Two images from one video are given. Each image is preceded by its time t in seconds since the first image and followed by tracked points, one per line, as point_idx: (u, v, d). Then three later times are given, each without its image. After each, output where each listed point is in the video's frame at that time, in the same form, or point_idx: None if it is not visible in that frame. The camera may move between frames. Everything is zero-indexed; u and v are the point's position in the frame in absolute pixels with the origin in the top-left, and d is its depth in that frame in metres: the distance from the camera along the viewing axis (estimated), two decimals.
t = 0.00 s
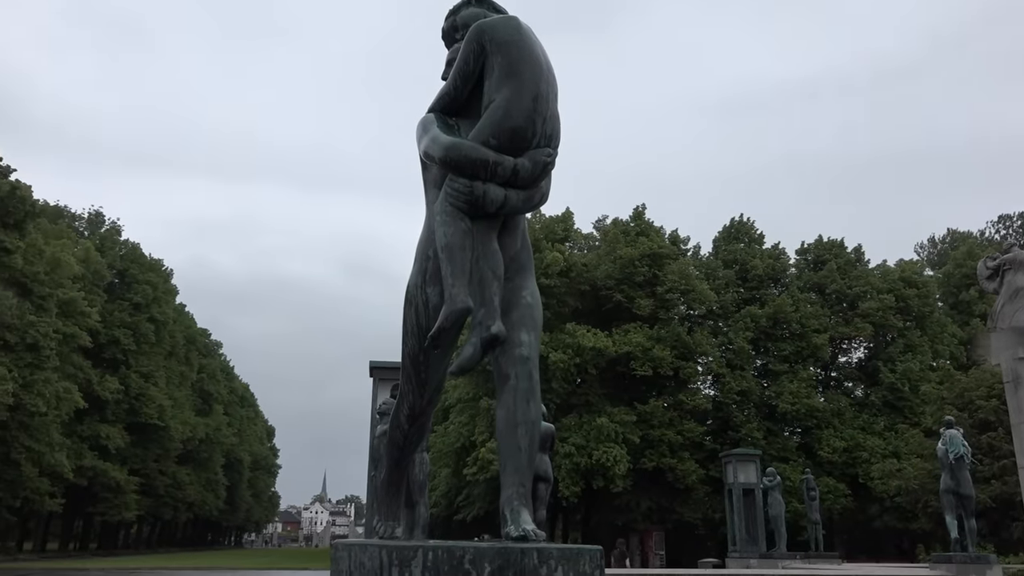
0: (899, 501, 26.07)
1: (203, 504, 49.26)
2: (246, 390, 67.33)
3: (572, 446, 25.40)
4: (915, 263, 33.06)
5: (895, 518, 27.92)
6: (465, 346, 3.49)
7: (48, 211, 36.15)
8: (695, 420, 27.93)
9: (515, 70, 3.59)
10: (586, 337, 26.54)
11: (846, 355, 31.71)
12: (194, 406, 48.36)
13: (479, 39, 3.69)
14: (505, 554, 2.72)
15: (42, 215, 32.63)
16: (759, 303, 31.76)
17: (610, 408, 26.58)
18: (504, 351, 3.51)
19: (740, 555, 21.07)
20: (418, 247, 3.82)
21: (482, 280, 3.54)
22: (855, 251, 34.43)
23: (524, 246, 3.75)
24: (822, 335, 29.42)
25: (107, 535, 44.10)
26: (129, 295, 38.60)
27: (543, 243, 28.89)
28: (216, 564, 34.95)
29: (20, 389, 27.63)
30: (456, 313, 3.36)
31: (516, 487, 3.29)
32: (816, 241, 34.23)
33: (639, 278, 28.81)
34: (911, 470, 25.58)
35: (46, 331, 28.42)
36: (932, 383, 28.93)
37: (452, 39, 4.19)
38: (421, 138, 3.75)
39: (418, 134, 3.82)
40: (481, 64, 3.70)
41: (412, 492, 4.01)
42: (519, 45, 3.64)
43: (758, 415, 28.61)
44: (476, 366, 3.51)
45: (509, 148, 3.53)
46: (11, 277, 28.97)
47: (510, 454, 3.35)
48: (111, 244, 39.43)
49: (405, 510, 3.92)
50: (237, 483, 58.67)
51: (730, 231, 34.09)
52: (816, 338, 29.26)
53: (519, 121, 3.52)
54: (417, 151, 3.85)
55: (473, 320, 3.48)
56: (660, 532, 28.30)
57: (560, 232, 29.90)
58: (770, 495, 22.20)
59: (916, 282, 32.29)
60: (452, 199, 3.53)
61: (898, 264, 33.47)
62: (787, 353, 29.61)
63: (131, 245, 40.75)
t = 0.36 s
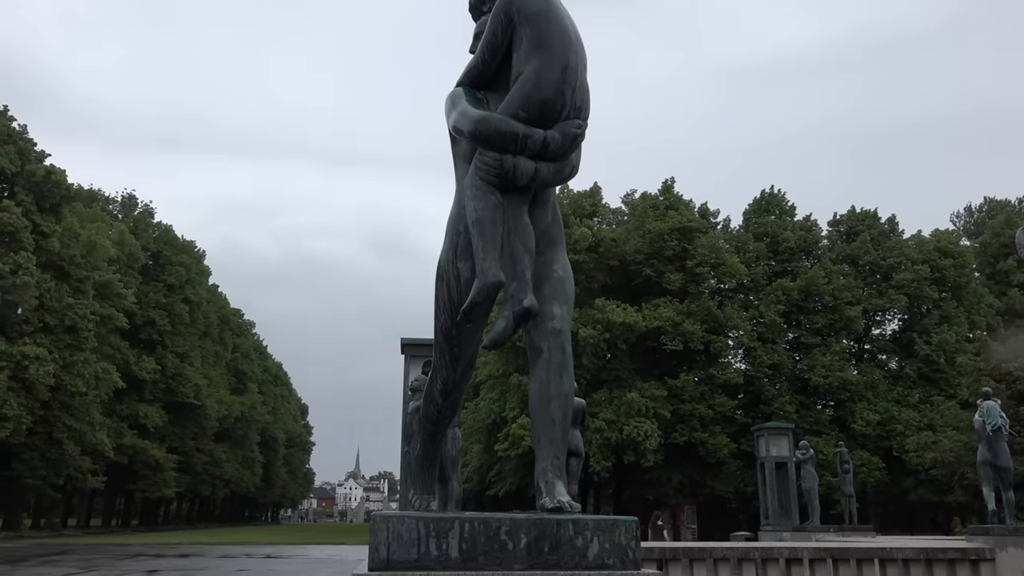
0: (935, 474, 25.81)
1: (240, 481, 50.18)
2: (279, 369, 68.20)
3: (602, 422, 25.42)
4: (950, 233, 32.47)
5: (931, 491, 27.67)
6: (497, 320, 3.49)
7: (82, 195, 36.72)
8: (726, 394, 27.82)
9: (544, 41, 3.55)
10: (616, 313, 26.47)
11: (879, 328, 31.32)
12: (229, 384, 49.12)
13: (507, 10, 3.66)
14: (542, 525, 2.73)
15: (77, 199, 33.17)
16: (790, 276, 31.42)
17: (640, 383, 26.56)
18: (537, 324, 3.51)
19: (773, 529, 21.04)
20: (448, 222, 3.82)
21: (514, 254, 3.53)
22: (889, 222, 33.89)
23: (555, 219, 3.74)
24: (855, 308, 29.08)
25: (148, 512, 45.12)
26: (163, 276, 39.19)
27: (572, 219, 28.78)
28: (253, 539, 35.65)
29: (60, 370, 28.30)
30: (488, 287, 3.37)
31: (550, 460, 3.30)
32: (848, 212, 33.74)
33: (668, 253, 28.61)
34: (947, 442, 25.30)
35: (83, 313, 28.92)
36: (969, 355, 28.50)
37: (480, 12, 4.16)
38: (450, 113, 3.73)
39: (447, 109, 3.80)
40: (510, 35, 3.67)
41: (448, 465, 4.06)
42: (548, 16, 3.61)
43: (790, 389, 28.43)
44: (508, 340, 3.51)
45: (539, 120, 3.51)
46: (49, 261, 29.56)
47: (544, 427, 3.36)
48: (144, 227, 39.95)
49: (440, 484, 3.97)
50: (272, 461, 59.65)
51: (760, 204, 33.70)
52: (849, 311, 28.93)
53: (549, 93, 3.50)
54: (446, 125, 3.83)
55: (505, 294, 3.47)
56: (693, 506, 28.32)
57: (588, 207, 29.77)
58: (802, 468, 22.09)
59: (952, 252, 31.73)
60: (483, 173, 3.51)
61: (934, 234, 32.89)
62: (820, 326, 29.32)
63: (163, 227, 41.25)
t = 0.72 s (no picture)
0: (969, 452, 25.51)
1: (274, 466, 50.89)
2: (309, 356, 68.90)
3: (631, 404, 25.41)
4: (984, 207, 31.91)
5: (966, 469, 27.34)
6: (528, 302, 3.49)
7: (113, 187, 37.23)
8: (756, 375, 27.66)
9: (570, 21, 3.54)
10: (643, 295, 26.37)
11: (911, 306, 30.92)
12: (260, 372, 49.73)
13: None
14: (576, 504, 2.74)
15: (107, 191, 33.63)
16: (820, 255, 31.08)
17: (669, 365, 26.48)
18: (567, 305, 3.51)
19: (805, 509, 20.93)
20: (477, 205, 3.82)
21: (543, 236, 3.52)
22: (920, 198, 33.36)
23: (584, 201, 3.72)
24: (886, 286, 28.72)
25: (185, 498, 45.94)
26: (193, 266, 39.68)
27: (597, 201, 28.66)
28: (287, 523, 36.16)
29: (97, 360, 28.85)
30: (518, 269, 3.37)
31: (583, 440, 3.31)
32: (879, 189, 33.26)
33: (695, 234, 28.39)
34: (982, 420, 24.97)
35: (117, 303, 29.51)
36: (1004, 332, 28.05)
37: None
38: (477, 95, 3.72)
39: (474, 91, 3.79)
40: (536, 16, 3.65)
41: (479, 447, 4.09)
42: None
43: (820, 368, 28.20)
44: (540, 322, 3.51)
45: (567, 100, 3.49)
46: (82, 253, 30.07)
47: (576, 409, 3.36)
48: (174, 218, 40.42)
49: (471, 466, 3.99)
50: (304, 446, 60.40)
51: (788, 182, 33.33)
52: (880, 289, 28.58)
53: (577, 73, 3.48)
54: (474, 107, 3.83)
55: (535, 276, 3.47)
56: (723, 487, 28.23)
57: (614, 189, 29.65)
58: (835, 448, 21.94)
59: (985, 228, 31.20)
60: (511, 155, 3.50)
61: (966, 209, 32.33)
62: (850, 305, 29.00)
63: (192, 217, 41.69)
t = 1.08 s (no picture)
0: (1002, 429, 25.20)
1: (304, 450, 51.48)
2: (336, 341, 69.44)
3: (658, 385, 25.37)
4: (1016, 181, 31.32)
5: (998, 447, 27.05)
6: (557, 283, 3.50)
7: (140, 177, 37.65)
8: (784, 354, 27.47)
9: None
10: (669, 275, 26.23)
11: (942, 282, 30.51)
12: (289, 357, 50.25)
13: None
14: (609, 483, 2.76)
15: (135, 181, 34.03)
16: (848, 232, 30.69)
17: (696, 345, 26.35)
18: (596, 285, 3.51)
19: (834, 488, 20.80)
20: (504, 186, 3.82)
21: (571, 215, 3.52)
22: (950, 172, 32.82)
23: (611, 180, 3.70)
24: (916, 263, 28.34)
25: (217, 482, 46.63)
26: (221, 254, 40.10)
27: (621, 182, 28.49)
28: (318, 506, 36.64)
29: (129, 347, 29.33)
30: (547, 249, 3.37)
31: (614, 419, 3.32)
32: (908, 164, 32.75)
33: (721, 213, 28.13)
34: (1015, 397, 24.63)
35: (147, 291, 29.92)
36: None
37: None
38: (502, 75, 3.70)
39: (499, 72, 3.77)
40: None
41: (509, 428, 4.12)
42: None
43: (849, 347, 27.96)
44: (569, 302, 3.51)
45: (593, 80, 3.47)
46: (112, 242, 30.53)
47: (607, 387, 3.37)
48: (201, 206, 40.80)
49: (503, 445, 4.04)
50: (334, 430, 61.01)
51: (815, 159, 32.92)
52: (910, 266, 28.21)
53: (602, 51, 3.46)
54: (499, 88, 3.82)
55: (564, 256, 3.47)
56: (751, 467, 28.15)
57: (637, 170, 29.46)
58: (865, 426, 21.75)
59: (1017, 202, 30.64)
60: (538, 136, 3.49)
61: (998, 183, 31.75)
62: (880, 283, 28.66)
63: (218, 205, 42.07)
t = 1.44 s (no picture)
0: None
1: (330, 428, 52.07)
2: (360, 319, 69.95)
3: (682, 359, 25.33)
4: None
5: None
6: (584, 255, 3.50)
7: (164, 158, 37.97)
8: (809, 328, 27.28)
9: None
10: (692, 250, 26.08)
11: (971, 254, 30.09)
12: (314, 336, 50.70)
13: None
14: (638, 454, 2.77)
15: (159, 162, 34.34)
16: (875, 204, 30.28)
17: (720, 320, 26.22)
18: (623, 258, 3.50)
19: (861, 461, 20.70)
20: (530, 160, 3.80)
21: (597, 187, 3.51)
22: (980, 142, 32.23)
23: (637, 152, 3.68)
24: (944, 234, 27.96)
25: (246, 458, 47.32)
26: (245, 234, 40.42)
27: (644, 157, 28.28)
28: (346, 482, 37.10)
29: (158, 327, 29.75)
30: (574, 223, 3.36)
31: (643, 391, 3.32)
32: (936, 134, 32.20)
33: (745, 186, 27.82)
34: None
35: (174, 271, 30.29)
36: None
37: None
38: (527, 48, 3.68)
39: (524, 45, 3.74)
40: None
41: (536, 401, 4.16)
42: None
43: (876, 321, 27.71)
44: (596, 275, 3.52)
45: (618, 50, 3.45)
46: (138, 223, 30.88)
47: (635, 359, 3.37)
48: (225, 186, 41.08)
49: (531, 419, 4.07)
50: (360, 408, 61.64)
51: (841, 130, 32.46)
52: (938, 238, 27.84)
53: (628, 22, 3.42)
54: (524, 61, 3.80)
55: (590, 229, 3.47)
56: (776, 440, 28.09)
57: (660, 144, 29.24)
58: (891, 399, 21.60)
59: None
60: (563, 109, 3.47)
61: None
62: (907, 255, 28.29)
63: (242, 185, 42.33)
